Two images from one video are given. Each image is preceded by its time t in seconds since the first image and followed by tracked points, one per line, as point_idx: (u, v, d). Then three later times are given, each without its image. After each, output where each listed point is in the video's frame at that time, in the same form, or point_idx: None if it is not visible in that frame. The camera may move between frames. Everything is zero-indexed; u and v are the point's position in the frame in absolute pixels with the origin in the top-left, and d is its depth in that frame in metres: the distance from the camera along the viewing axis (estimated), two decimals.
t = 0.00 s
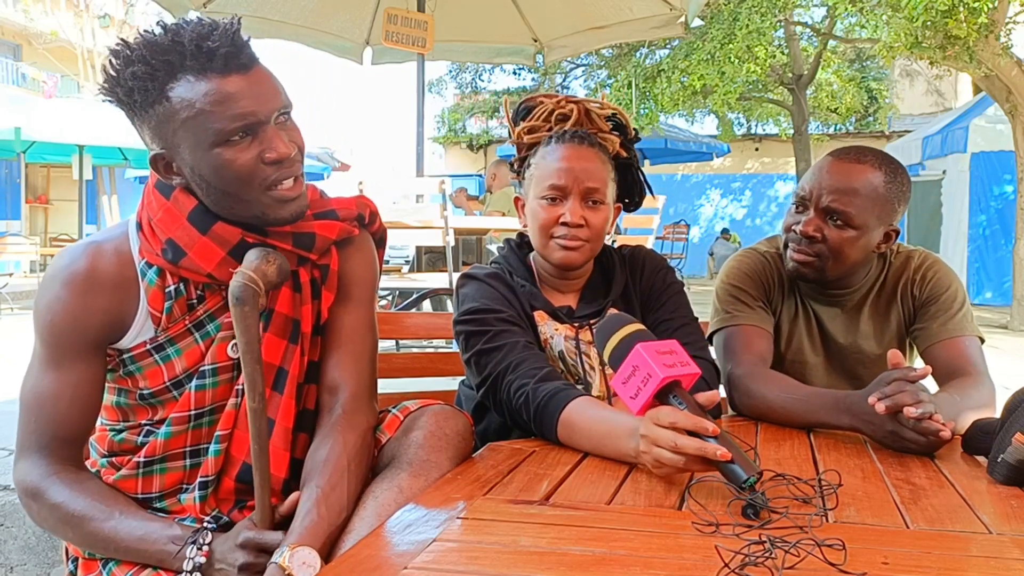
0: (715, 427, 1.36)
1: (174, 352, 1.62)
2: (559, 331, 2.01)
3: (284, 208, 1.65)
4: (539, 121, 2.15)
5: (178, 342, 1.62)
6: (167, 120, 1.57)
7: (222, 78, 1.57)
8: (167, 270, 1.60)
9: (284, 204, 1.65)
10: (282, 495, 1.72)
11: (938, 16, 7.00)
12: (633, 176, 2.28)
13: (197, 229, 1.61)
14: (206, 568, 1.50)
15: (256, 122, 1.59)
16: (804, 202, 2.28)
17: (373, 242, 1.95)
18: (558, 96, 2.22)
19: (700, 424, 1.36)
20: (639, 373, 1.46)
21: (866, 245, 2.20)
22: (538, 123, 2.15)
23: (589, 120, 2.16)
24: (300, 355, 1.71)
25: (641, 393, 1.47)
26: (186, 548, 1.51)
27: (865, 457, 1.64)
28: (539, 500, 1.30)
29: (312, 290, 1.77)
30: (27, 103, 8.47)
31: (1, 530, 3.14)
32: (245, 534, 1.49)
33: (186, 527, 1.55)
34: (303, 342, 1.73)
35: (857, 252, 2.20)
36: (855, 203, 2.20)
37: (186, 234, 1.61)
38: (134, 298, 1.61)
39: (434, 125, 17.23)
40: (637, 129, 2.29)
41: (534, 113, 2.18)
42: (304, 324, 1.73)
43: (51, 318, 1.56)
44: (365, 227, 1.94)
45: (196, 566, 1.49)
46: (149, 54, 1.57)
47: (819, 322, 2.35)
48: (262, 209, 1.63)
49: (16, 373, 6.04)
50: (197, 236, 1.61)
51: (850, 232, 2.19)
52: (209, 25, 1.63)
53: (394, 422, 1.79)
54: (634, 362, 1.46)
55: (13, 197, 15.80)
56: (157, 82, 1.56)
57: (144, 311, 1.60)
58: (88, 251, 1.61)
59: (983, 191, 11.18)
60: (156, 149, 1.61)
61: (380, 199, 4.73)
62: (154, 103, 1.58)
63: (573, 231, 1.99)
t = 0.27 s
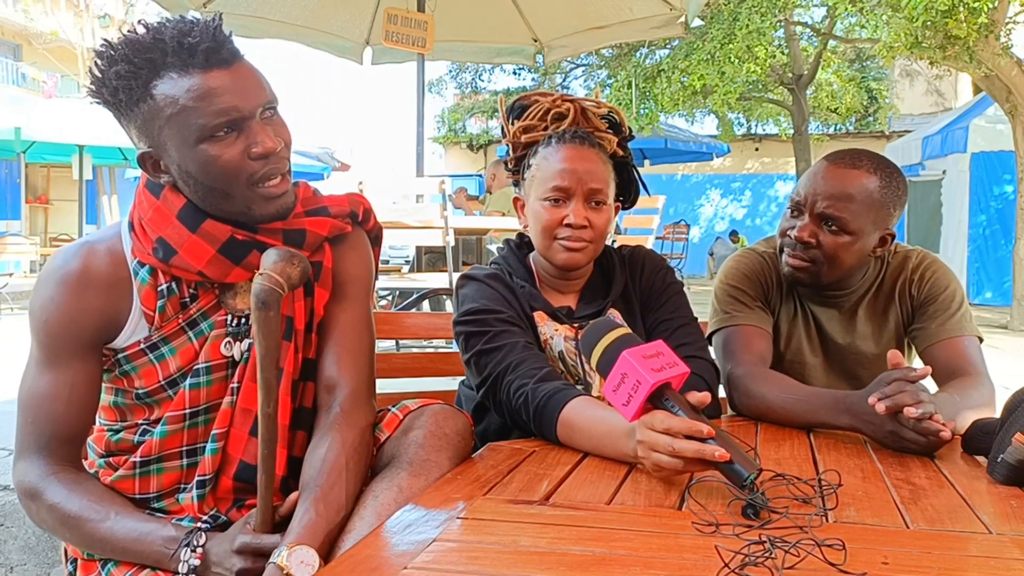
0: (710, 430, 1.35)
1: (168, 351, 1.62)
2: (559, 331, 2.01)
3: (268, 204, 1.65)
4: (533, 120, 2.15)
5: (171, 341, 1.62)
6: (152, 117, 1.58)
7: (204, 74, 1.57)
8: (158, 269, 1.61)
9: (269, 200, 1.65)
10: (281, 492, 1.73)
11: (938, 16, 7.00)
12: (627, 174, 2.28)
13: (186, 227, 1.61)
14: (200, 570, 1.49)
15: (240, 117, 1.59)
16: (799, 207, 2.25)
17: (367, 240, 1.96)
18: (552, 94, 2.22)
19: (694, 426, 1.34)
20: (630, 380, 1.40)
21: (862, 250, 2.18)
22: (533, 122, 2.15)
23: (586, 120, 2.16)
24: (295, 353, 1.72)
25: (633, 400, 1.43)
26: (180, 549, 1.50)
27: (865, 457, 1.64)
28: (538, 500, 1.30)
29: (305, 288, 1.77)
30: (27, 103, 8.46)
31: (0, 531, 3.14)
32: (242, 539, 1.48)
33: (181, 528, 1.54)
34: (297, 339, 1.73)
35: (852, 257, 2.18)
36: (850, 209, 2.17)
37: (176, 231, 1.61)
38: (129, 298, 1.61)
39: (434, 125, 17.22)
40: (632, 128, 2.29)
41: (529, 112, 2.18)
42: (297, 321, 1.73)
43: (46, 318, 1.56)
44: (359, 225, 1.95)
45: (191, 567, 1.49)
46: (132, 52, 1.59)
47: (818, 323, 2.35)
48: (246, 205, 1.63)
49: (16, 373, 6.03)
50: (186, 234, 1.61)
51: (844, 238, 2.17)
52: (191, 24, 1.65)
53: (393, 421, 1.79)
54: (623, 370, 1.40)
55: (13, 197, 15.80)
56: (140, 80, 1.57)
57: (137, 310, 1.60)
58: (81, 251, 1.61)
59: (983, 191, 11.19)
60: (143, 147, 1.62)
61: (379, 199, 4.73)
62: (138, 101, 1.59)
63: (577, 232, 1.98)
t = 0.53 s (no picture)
0: (707, 432, 1.34)
1: (171, 350, 1.62)
2: (558, 331, 2.01)
3: (277, 204, 1.65)
4: (533, 120, 2.15)
5: (176, 340, 1.63)
6: (164, 116, 1.58)
7: (217, 74, 1.57)
8: (164, 267, 1.61)
9: (277, 200, 1.65)
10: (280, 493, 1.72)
11: (938, 16, 6.99)
12: (626, 173, 2.28)
13: (193, 227, 1.61)
14: None
15: (252, 117, 1.59)
16: (796, 210, 2.25)
17: (371, 242, 1.96)
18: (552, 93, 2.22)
19: (693, 428, 1.33)
20: (626, 384, 1.38)
21: (858, 253, 2.18)
22: (532, 121, 2.15)
23: (585, 119, 2.16)
24: (296, 353, 1.73)
25: (631, 402, 1.38)
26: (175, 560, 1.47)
27: (865, 457, 1.64)
28: (538, 500, 1.30)
29: (308, 288, 1.78)
30: (27, 103, 8.46)
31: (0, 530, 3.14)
32: (231, 557, 1.41)
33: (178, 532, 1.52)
34: (299, 339, 1.75)
35: (848, 260, 2.17)
36: (846, 212, 2.16)
37: (182, 231, 1.61)
38: (133, 297, 1.61)
39: (434, 125, 17.23)
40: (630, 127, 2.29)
41: (528, 111, 2.18)
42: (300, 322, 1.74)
43: (50, 316, 1.56)
44: (363, 227, 1.95)
45: None
46: (145, 51, 1.58)
47: (817, 324, 2.35)
48: (255, 206, 1.63)
49: (16, 373, 6.04)
50: (192, 234, 1.61)
51: (841, 242, 2.16)
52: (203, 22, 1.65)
53: (393, 421, 1.79)
54: (617, 374, 1.38)
55: (13, 197, 15.81)
56: (153, 78, 1.57)
57: (141, 309, 1.60)
58: (85, 250, 1.61)
59: (983, 191, 11.19)
60: (153, 146, 1.62)
61: (379, 199, 4.74)
62: (151, 99, 1.59)
63: (576, 233, 1.98)
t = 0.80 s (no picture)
0: (707, 434, 1.35)
1: (177, 350, 1.63)
2: (558, 331, 2.01)
3: (287, 203, 1.65)
4: (531, 120, 2.15)
5: (182, 340, 1.63)
6: (179, 115, 1.58)
7: (234, 75, 1.57)
8: (172, 267, 1.61)
9: (287, 200, 1.65)
10: (280, 495, 1.69)
11: (938, 16, 6.99)
12: (625, 173, 2.28)
13: (203, 227, 1.61)
14: None
15: (267, 119, 1.59)
16: (795, 211, 2.24)
17: (377, 246, 1.96)
18: (551, 92, 2.22)
19: (691, 430, 1.34)
20: (624, 385, 1.40)
21: (858, 255, 2.18)
22: (531, 121, 2.15)
23: (583, 119, 2.16)
24: (302, 356, 1.72)
25: (628, 405, 1.40)
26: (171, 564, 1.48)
27: (865, 457, 1.64)
28: (538, 500, 1.30)
29: (315, 290, 1.77)
30: (26, 103, 8.46)
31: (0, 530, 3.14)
32: None
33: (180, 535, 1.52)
34: (305, 342, 1.73)
35: (848, 262, 2.18)
36: (846, 215, 2.16)
37: (192, 231, 1.61)
38: (139, 297, 1.61)
39: (434, 125, 17.23)
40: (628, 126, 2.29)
41: (527, 111, 2.18)
42: (307, 324, 1.73)
43: (57, 315, 1.56)
44: (370, 231, 1.95)
45: None
46: (164, 50, 1.59)
47: (817, 324, 2.35)
48: (267, 203, 1.63)
49: (16, 373, 6.04)
50: (203, 234, 1.61)
51: (840, 244, 2.16)
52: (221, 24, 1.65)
53: (394, 422, 1.79)
54: (615, 375, 1.40)
55: (13, 197, 15.80)
56: (170, 78, 1.58)
57: (148, 308, 1.60)
58: (93, 248, 1.61)
59: (983, 191, 11.19)
60: (167, 145, 1.62)
61: (379, 199, 4.74)
62: (167, 99, 1.59)
63: (578, 234, 1.98)
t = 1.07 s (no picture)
0: (706, 433, 1.35)
1: (178, 351, 1.62)
2: (558, 332, 2.00)
3: (289, 204, 1.65)
4: (530, 119, 2.15)
5: (183, 341, 1.63)
6: (182, 116, 1.58)
7: (238, 76, 1.58)
8: (174, 268, 1.61)
9: (290, 201, 1.64)
10: (280, 495, 1.70)
11: (938, 16, 6.99)
12: (624, 172, 2.28)
13: (205, 228, 1.61)
14: None
15: (271, 120, 1.59)
16: (796, 212, 2.24)
17: (378, 246, 1.96)
18: (550, 93, 2.22)
19: (690, 428, 1.34)
20: (623, 383, 1.39)
21: (858, 255, 2.18)
22: (530, 121, 2.15)
23: (583, 119, 2.16)
24: (303, 356, 1.71)
25: (627, 404, 1.40)
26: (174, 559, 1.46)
27: (865, 457, 1.64)
28: (538, 499, 1.30)
29: (317, 291, 1.77)
30: (27, 102, 8.45)
31: (1, 530, 3.14)
32: None
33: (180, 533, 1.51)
34: (307, 343, 1.73)
35: (848, 262, 2.18)
36: (846, 216, 2.16)
37: (194, 232, 1.61)
38: (141, 298, 1.61)
39: (434, 125, 17.23)
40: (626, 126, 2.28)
41: (526, 111, 2.18)
42: (308, 325, 1.73)
43: (58, 316, 1.56)
44: (371, 232, 1.95)
45: None
46: (168, 50, 1.59)
47: (817, 325, 2.35)
48: (269, 205, 1.63)
49: (16, 373, 6.03)
50: (204, 235, 1.60)
51: (841, 245, 2.16)
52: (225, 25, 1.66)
53: (394, 423, 1.79)
54: (613, 374, 1.40)
55: (13, 197, 15.80)
56: (174, 78, 1.58)
57: (149, 309, 1.60)
58: (95, 249, 1.61)
59: (983, 191, 11.19)
60: (169, 145, 1.62)
61: (379, 199, 4.74)
62: (170, 99, 1.59)
63: (580, 234, 1.98)
